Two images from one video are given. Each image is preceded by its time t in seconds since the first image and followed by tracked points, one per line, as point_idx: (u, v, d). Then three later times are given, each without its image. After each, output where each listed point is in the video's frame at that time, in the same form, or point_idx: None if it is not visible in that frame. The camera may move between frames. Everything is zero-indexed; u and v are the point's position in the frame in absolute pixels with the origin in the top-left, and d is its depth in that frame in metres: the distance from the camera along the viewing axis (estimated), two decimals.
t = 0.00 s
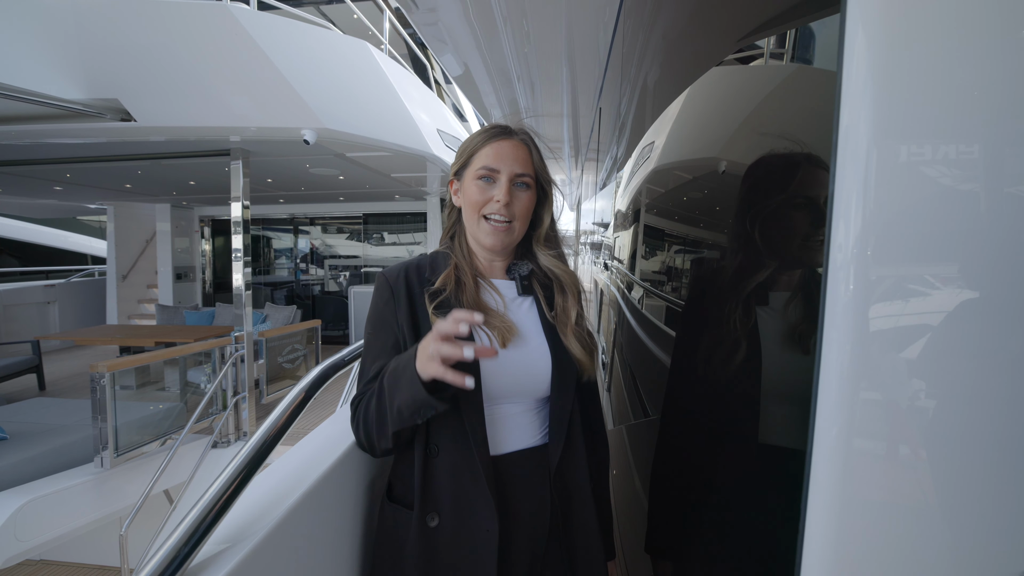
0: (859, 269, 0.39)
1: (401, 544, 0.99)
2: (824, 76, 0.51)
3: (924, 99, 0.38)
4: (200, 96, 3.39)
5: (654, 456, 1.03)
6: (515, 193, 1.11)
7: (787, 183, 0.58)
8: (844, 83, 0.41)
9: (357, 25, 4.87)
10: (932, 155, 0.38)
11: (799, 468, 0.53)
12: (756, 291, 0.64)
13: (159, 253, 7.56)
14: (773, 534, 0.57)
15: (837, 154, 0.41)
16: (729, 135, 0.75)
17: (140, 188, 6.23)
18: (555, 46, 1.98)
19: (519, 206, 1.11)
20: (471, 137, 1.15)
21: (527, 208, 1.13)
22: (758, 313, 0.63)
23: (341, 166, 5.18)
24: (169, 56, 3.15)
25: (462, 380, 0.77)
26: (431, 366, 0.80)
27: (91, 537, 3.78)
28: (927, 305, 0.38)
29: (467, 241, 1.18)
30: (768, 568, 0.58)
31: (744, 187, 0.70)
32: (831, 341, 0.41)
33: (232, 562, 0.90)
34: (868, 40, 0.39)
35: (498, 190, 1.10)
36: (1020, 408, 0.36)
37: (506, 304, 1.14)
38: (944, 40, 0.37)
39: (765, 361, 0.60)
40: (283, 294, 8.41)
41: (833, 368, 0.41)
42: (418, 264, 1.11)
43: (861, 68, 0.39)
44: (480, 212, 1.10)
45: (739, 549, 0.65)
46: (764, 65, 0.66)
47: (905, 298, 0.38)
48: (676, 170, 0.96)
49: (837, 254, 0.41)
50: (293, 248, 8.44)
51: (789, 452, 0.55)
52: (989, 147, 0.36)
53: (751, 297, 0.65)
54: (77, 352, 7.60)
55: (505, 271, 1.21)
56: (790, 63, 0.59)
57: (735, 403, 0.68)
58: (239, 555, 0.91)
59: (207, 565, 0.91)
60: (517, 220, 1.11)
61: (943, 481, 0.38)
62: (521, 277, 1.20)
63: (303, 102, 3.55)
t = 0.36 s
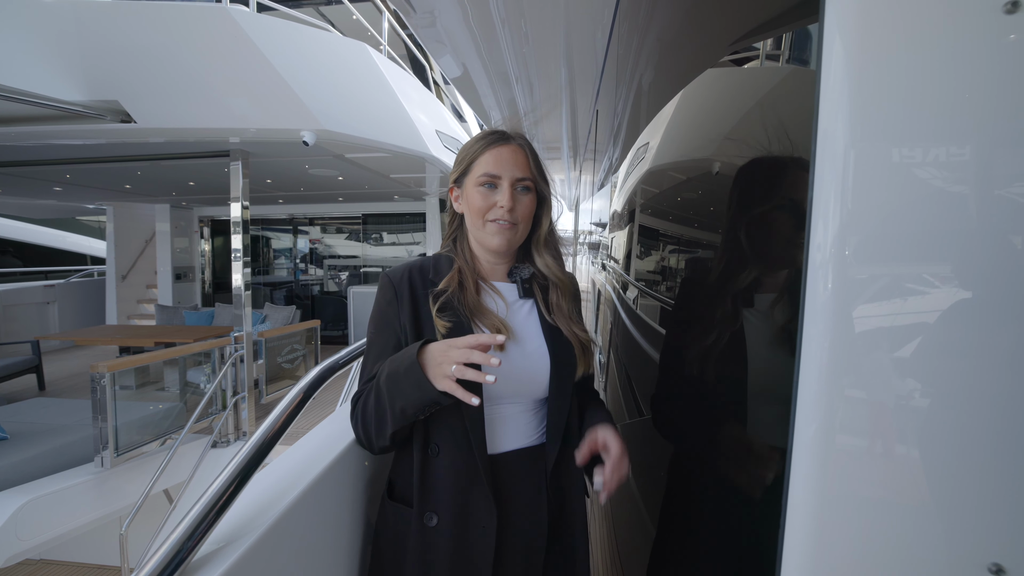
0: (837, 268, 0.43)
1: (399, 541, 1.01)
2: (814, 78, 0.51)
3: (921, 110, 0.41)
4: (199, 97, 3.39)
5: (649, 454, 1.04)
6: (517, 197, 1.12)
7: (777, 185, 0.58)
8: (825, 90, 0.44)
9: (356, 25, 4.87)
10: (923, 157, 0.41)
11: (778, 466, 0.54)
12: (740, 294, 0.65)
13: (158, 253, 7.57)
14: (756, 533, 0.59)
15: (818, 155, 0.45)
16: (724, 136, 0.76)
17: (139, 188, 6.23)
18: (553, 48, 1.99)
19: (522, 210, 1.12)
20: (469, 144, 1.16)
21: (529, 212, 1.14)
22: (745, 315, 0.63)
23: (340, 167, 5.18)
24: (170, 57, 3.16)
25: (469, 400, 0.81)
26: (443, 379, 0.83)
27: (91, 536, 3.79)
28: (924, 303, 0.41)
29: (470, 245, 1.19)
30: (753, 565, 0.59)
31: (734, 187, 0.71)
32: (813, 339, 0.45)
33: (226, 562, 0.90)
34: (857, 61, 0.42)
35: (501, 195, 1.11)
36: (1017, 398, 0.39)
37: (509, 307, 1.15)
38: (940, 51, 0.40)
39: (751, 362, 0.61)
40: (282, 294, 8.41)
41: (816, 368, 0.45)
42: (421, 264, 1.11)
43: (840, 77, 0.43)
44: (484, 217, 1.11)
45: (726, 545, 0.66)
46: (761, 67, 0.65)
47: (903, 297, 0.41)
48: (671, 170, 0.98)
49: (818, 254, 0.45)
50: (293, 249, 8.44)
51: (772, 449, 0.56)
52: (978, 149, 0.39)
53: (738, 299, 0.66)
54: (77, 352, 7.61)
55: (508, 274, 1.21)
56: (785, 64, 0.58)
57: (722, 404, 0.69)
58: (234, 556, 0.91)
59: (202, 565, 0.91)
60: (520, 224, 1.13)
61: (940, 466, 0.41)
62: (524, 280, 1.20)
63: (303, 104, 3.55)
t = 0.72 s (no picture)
0: (831, 267, 0.44)
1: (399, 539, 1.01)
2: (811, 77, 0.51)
3: (920, 112, 0.41)
4: (199, 97, 3.38)
5: (648, 453, 1.05)
6: (520, 199, 1.12)
7: (773, 185, 0.59)
8: (819, 92, 0.45)
9: (355, 25, 4.87)
10: (919, 157, 0.41)
11: (773, 464, 0.55)
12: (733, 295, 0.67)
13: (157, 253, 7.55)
14: (752, 529, 0.59)
15: (812, 156, 0.46)
16: (722, 136, 0.76)
17: (139, 188, 6.23)
18: (552, 49, 2.00)
19: (525, 212, 1.12)
20: (473, 146, 1.17)
21: (533, 213, 1.14)
22: (741, 313, 0.64)
23: (340, 167, 5.18)
24: (170, 57, 3.17)
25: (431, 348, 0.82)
26: (409, 343, 0.85)
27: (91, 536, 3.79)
28: (922, 303, 0.42)
29: (475, 246, 1.20)
30: (749, 561, 0.60)
31: (731, 185, 0.72)
32: (808, 339, 0.46)
33: (225, 563, 0.90)
34: (850, 67, 0.43)
35: (504, 197, 1.11)
36: (1017, 397, 0.39)
37: (513, 306, 1.15)
38: (939, 54, 0.40)
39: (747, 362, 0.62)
40: (281, 293, 8.40)
41: (809, 367, 0.45)
42: (426, 264, 1.12)
43: (833, 79, 0.44)
44: (487, 219, 1.12)
45: (721, 541, 0.67)
46: (760, 66, 0.65)
47: (901, 296, 0.42)
48: (669, 170, 0.98)
49: (813, 253, 0.46)
50: (292, 248, 8.43)
51: (767, 446, 0.57)
52: (974, 149, 0.40)
53: (735, 298, 0.66)
54: (76, 352, 7.60)
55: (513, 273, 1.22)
56: (783, 64, 0.58)
57: (717, 404, 0.70)
58: (232, 557, 0.91)
59: (200, 565, 0.91)
60: (524, 225, 1.13)
61: (939, 463, 0.42)
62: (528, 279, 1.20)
63: (302, 103, 3.55)
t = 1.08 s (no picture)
0: (823, 267, 0.45)
1: (398, 538, 1.02)
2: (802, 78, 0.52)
3: (917, 114, 0.42)
4: (199, 97, 3.40)
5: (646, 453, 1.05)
6: (519, 206, 1.14)
7: (767, 186, 0.60)
8: (812, 94, 0.46)
9: (355, 26, 4.88)
10: (916, 158, 0.42)
11: (767, 463, 0.56)
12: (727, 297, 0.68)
13: (156, 253, 7.55)
14: (746, 529, 0.60)
15: (805, 156, 0.47)
16: (718, 137, 0.77)
17: (138, 188, 6.23)
18: (552, 51, 2.01)
19: (524, 219, 1.14)
20: (475, 153, 1.18)
21: (532, 219, 1.16)
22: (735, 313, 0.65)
23: (339, 167, 5.19)
24: (170, 57, 3.17)
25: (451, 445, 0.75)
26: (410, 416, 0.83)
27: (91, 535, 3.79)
28: (919, 302, 0.42)
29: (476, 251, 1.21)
30: (740, 559, 0.61)
31: (727, 188, 0.72)
32: (802, 338, 0.47)
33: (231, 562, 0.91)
34: (845, 73, 0.43)
35: (503, 204, 1.13)
36: (1015, 394, 0.40)
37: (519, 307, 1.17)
38: (935, 61, 0.41)
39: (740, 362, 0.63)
40: (281, 294, 8.40)
41: (802, 367, 0.46)
42: (429, 267, 1.12)
43: (823, 82, 0.45)
44: (487, 225, 1.13)
45: (713, 539, 0.68)
46: (757, 67, 0.66)
47: (898, 295, 0.43)
48: (666, 171, 0.99)
49: (805, 253, 0.47)
50: (291, 248, 8.43)
51: (758, 444, 0.58)
52: (969, 150, 0.41)
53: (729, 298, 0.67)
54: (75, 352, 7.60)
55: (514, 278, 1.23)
56: (779, 65, 0.59)
57: (712, 404, 0.70)
58: (237, 556, 0.92)
59: (206, 564, 0.92)
60: (523, 232, 1.14)
61: (937, 460, 0.43)
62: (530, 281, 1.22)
63: (302, 104, 3.56)
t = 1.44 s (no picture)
0: (823, 266, 0.45)
1: (399, 540, 1.02)
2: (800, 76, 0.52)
3: (917, 117, 0.42)
4: (199, 97, 3.39)
5: (647, 453, 1.06)
6: (516, 207, 1.14)
7: (771, 184, 0.60)
8: (810, 93, 0.47)
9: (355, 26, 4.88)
10: (914, 157, 0.43)
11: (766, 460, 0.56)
12: (728, 296, 0.68)
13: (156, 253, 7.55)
14: (744, 527, 0.60)
15: (804, 156, 0.47)
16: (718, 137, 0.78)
17: (138, 187, 6.23)
18: (551, 51, 2.01)
19: (521, 220, 1.14)
20: (474, 154, 1.18)
21: (529, 221, 1.16)
22: (737, 314, 0.65)
23: (339, 167, 5.18)
24: (170, 58, 3.17)
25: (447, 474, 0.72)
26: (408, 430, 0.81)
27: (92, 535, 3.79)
28: (917, 301, 0.43)
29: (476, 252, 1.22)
30: (740, 556, 0.61)
31: (728, 187, 0.73)
32: (801, 336, 0.47)
33: (237, 562, 0.91)
34: (843, 76, 0.44)
35: (500, 206, 1.13)
36: (1016, 394, 0.41)
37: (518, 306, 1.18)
38: (934, 62, 0.41)
39: (739, 360, 0.63)
40: (280, 293, 8.40)
41: (801, 367, 0.47)
42: (429, 267, 1.11)
43: (822, 82, 0.45)
44: (485, 227, 1.14)
45: (715, 540, 0.68)
46: (756, 67, 0.66)
47: (897, 295, 0.43)
48: (666, 170, 1.00)
49: (804, 251, 0.47)
50: (291, 248, 8.43)
51: (759, 444, 0.58)
52: (967, 149, 0.41)
53: (732, 300, 0.67)
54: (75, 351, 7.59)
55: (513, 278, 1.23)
56: (778, 64, 0.60)
57: (713, 403, 0.71)
58: (242, 555, 0.92)
59: (211, 564, 0.92)
60: (520, 233, 1.15)
61: (939, 459, 0.43)
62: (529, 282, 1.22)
63: (303, 103, 3.56)
